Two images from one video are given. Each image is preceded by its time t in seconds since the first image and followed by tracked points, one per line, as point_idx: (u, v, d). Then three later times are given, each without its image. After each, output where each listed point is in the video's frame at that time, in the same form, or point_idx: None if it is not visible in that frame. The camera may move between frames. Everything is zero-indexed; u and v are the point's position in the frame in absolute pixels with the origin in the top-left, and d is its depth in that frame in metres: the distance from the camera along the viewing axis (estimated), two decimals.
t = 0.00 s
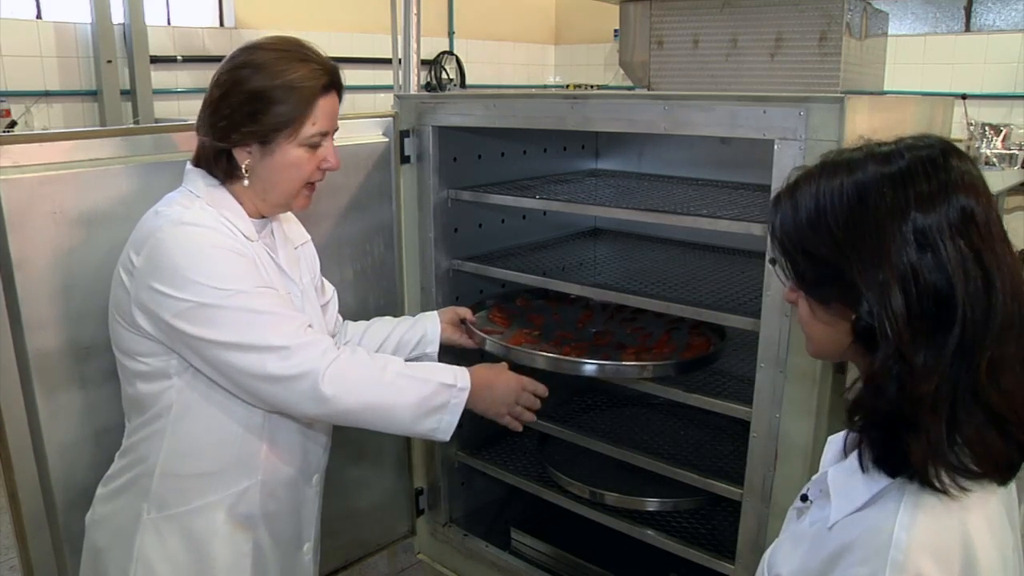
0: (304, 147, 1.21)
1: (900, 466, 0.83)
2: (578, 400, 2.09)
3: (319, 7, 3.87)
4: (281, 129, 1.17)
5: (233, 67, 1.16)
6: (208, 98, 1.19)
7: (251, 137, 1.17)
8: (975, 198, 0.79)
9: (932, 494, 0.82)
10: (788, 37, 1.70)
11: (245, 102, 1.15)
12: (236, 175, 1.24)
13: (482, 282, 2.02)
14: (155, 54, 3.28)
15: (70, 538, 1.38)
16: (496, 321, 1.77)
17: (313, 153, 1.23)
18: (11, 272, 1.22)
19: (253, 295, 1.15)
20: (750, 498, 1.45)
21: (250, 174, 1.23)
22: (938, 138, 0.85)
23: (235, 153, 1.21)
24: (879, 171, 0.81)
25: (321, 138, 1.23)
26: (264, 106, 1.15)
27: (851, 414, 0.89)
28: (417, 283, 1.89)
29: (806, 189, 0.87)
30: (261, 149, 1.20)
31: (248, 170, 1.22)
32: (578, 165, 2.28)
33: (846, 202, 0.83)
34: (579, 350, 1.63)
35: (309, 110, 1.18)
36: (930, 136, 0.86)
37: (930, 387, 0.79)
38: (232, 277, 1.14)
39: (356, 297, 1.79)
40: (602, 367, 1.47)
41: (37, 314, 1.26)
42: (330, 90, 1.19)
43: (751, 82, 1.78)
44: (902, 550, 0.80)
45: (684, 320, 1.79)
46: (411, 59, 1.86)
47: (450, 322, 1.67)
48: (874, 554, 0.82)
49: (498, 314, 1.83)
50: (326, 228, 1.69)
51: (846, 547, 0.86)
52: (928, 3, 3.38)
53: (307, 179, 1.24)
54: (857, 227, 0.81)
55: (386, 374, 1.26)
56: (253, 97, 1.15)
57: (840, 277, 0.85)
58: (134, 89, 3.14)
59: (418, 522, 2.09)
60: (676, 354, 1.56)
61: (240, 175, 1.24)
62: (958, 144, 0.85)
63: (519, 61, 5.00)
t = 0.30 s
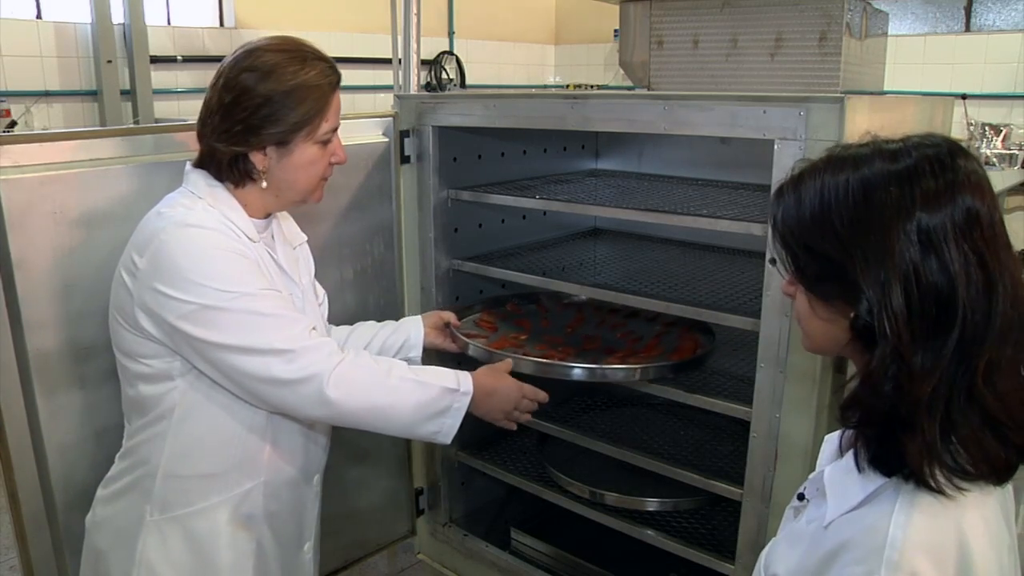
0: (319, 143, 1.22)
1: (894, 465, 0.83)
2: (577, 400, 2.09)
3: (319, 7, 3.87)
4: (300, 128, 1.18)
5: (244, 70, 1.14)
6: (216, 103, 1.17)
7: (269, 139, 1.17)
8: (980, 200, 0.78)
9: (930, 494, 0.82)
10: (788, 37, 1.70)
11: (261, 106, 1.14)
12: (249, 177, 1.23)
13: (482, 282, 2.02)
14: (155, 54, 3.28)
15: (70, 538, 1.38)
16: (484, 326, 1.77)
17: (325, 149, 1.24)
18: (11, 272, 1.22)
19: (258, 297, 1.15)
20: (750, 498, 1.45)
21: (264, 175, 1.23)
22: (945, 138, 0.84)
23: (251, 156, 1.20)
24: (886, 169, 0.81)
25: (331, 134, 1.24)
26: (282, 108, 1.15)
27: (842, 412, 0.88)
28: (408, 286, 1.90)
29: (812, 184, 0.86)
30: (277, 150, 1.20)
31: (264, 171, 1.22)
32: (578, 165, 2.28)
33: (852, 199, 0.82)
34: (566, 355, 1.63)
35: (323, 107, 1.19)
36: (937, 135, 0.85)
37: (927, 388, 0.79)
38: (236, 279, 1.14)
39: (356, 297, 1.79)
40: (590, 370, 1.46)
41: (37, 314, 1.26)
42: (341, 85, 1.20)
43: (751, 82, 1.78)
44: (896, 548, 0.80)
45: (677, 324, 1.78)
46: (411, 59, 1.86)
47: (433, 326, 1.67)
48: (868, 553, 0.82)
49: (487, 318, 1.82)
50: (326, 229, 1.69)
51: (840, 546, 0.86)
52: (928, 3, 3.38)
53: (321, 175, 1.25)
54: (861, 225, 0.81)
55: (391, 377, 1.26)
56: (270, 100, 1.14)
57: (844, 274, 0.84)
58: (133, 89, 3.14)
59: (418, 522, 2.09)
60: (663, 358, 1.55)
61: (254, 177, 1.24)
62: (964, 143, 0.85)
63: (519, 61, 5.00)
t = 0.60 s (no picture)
0: (322, 141, 1.22)
1: (888, 465, 0.83)
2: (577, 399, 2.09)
3: (318, 7, 3.87)
4: (303, 127, 1.18)
5: (246, 72, 1.14)
6: (216, 107, 1.17)
7: (274, 140, 1.17)
8: (974, 199, 0.79)
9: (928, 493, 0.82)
10: (788, 37, 1.70)
11: (262, 107, 1.14)
12: (253, 179, 1.23)
13: (482, 282, 2.02)
14: (155, 54, 3.28)
15: (70, 538, 1.38)
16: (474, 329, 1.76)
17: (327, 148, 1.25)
18: (11, 272, 1.22)
19: (265, 297, 1.15)
20: (750, 498, 1.45)
21: (268, 175, 1.23)
22: (940, 138, 0.85)
23: (256, 158, 1.20)
24: (880, 169, 0.81)
25: (333, 132, 1.25)
26: (285, 108, 1.15)
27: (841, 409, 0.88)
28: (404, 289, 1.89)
29: (806, 184, 0.86)
30: (281, 151, 1.20)
31: (269, 172, 1.22)
32: (578, 165, 2.28)
33: (846, 200, 0.82)
34: (554, 361, 1.61)
35: (325, 104, 1.20)
36: (932, 135, 0.86)
37: (921, 388, 0.79)
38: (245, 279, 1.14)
39: (356, 297, 1.79)
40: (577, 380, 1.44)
41: (37, 314, 1.26)
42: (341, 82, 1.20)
43: (750, 82, 1.78)
44: (892, 548, 0.81)
45: (673, 329, 1.77)
46: (412, 59, 1.86)
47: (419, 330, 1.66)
48: (865, 554, 0.82)
49: (477, 321, 1.81)
50: (326, 229, 1.69)
51: (837, 546, 0.86)
52: (928, 3, 3.37)
53: (324, 173, 1.26)
54: (856, 225, 0.81)
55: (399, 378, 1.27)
56: (271, 101, 1.14)
57: (839, 274, 0.84)
58: (133, 89, 3.14)
59: (418, 522, 2.09)
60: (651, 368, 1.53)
61: (258, 179, 1.24)
62: (958, 142, 0.85)
63: (519, 61, 5.00)
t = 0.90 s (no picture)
0: (326, 142, 1.22)
1: (888, 467, 0.83)
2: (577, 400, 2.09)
3: (318, 7, 3.86)
4: (307, 129, 1.17)
5: (250, 72, 1.14)
6: (219, 108, 1.17)
7: (278, 141, 1.17)
8: (968, 200, 0.78)
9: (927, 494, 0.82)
10: (788, 37, 1.70)
11: (265, 107, 1.14)
12: (255, 181, 1.23)
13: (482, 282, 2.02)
14: (154, 54, 3.28)
15: (70, 538, 1.38)
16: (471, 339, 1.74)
17: (331, 149, 1.24)
18: (11, 272, 1.22)
19: (268, 302, 1.15)
20: (750, 498, 1.45)
21: (272, 176, 1.22)
22: (937, 139, 0.84)
23: (258, 159, 1.19)
24: (873, 172, 0.81)
25: (337, 133, 1.24)
26: (290, 109, 1.15)
27: (836, 407, 0.90)
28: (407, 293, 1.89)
29: (804, 187, 0.87)
30: (284, 151, 1.19)
31: (271, 173, 1.22)
32: (578, 165, 2.28)
33: (839, 203, 0.83)
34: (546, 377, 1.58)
35: (328, 106, 1.19)
36: (930, 136, 0.85)
37: (910, 390, 0.79)
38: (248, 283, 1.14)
39: (356, 297, 1.79)
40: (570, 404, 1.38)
41: (37, 313, 1.26)
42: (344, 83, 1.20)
43: (750, 82, 1.78)
44: (896, 550, 0.80)
45: (677, 346, 1.71)
46: (412, 59, 1.86)
47: (410, 337, 1.66)
48: (868, 556, 0.82)
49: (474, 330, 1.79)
50: (326, 229, 1.69)
51: (840, 548, 0.86)
52: (928, 3, 3.37)
53: (328, 174, 1.25)
54: (849, 228, 0.82)
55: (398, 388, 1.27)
56: (274, 101, 1.14)
57: (833, 277, 0.85)
58: (133, 89, 3.14)
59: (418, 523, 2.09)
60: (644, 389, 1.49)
61: (260, 180, 1.23)
62: (956, 142, 0.84)
63: (519, 61, 5.00)
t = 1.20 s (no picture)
0: (324, 144, 1.22)
1: (886, 465, 0.83)
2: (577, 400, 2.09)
3: (318, 7, 3.86)
4: (304, 129, 1.17)
5: (249, 71, 1.14)
6: (218, 107, 1.17)
7: (275, 141, 1.17)
8: (962, 200, 0.78)
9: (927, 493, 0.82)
10: (788, 37, 1.70)
11: (262, 108, 1.14)
12: (251, 181, 1.23)
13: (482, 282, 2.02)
14: (154, 54, 3.28)
15: (70, 538, 1.37)
16: (475, 352, 1.73)
17: (330, 152, 1.24)
18: (10, 272, 1.22)
19: (246, 322, 1.13)
20: (750, 499, 1.45)
21: (269, 177, 1.22)
22: (933, 139, 0.84)
23: (254, 159, 1.19)
24: (866, 173, 0.81)
25: (336, 136, 1.24)
26: (288, 110, 1.15)
27: (829, 403, 0.90)
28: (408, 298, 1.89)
29: (802, 189, 0.87)
30: (281, 153, 1.19)
31: (268, 174, 1.22)
32: (578, 165, 2.27)
33: (833, 205, 0.83)
34: (539, 406, 1.52)
35: (327, 107, 1.19)
36: (927, 136, 0.85)
37: (904, 390, 0.80)
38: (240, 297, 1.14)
39: (356, 297, 1.79)
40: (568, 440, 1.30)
41: (37, 313, 1.26)
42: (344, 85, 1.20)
43: (751, 82, 1.78)
44: (899, 550, 0.80)
45: (695, 375, 1.59)
46: (412, 59, 1.86)
47: (411, 348, 1.63)
48: (871, 556, 0.82)
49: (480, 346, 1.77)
50: (326, 229, 1.69)
51: (842, 547, 0.86)
52: (928, 2, 3.37)
53: (326, 176, 1.25)
54: (842, 229, 0.82)
55: (379, 420, 1.21)
56: (272, 101, 1.14)
57: (828, 279, 0.85)
58: (133, 89, 3.14)
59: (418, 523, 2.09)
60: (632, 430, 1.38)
61: (257, 180, 1.23)
62: (954, 142, 0.84)
63: (519, 61, 5.00)
